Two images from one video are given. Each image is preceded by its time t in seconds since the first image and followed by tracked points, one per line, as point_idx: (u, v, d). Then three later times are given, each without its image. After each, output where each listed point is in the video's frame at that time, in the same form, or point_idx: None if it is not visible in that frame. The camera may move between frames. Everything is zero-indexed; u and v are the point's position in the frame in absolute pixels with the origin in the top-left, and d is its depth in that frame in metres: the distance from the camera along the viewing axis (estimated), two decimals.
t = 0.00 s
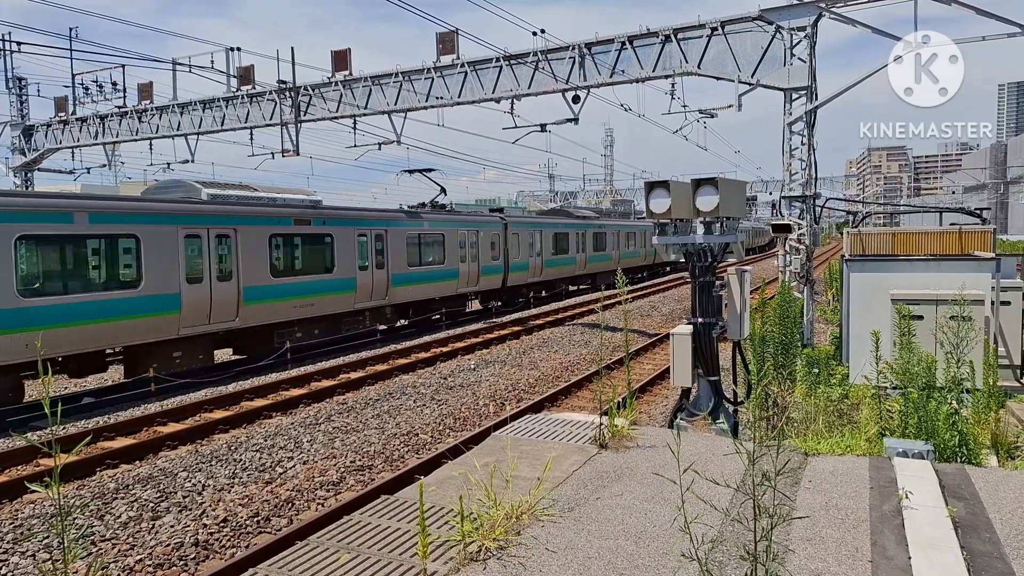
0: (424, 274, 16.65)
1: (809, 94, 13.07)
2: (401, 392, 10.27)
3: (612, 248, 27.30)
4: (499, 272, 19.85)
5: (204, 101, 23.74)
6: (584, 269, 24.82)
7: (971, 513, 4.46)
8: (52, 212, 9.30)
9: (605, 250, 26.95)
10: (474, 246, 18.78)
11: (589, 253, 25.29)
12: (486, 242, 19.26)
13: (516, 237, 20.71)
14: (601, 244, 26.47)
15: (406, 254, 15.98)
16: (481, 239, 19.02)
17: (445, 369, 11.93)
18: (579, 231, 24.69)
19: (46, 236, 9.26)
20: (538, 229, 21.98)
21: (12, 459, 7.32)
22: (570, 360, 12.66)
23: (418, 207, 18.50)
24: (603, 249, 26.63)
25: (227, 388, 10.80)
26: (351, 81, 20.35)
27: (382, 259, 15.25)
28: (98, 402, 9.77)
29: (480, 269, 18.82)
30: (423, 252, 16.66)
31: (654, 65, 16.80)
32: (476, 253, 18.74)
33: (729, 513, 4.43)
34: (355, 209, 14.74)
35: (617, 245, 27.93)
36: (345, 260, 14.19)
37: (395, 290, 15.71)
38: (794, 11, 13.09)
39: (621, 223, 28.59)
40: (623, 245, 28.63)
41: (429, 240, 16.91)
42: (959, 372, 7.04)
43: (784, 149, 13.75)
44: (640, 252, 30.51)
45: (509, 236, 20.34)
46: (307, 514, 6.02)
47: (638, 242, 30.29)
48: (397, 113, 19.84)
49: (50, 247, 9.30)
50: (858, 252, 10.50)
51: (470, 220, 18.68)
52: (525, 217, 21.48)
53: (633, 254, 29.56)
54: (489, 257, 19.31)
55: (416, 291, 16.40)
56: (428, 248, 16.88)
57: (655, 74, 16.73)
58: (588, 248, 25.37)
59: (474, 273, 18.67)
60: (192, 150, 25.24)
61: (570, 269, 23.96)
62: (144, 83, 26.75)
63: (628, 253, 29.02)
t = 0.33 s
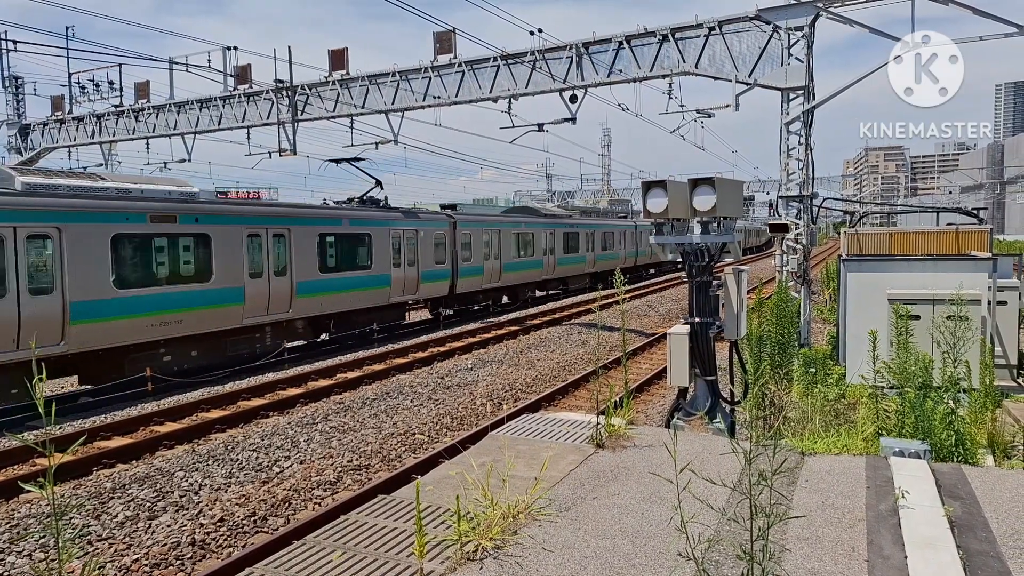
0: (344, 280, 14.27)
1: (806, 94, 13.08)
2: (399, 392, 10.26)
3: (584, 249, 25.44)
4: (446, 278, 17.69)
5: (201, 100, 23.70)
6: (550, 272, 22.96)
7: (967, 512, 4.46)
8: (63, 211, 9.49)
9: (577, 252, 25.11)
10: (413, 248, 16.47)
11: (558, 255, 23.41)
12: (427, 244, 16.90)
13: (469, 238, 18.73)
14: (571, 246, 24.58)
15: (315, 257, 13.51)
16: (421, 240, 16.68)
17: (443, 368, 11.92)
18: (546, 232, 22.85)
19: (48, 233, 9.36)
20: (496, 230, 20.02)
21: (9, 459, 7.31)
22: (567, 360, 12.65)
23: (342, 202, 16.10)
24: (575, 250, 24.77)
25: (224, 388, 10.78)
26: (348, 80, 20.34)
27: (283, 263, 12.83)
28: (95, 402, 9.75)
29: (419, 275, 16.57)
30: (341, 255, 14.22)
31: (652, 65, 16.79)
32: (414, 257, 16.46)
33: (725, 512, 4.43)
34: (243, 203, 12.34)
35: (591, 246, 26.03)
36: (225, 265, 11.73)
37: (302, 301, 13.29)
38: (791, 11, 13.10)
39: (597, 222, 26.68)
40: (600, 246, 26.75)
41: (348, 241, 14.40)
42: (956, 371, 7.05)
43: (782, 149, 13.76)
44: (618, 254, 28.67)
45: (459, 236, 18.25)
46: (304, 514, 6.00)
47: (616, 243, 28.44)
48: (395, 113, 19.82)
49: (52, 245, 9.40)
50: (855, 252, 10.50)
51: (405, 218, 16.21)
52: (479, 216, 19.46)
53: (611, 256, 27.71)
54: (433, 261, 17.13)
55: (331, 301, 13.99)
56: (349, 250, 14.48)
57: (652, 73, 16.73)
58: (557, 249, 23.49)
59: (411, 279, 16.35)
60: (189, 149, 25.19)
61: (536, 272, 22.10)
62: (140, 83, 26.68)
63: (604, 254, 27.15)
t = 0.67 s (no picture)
0: (224, 290, 11.55)
1: (803, 92, 13.09)
2: (397, 392, 10.25)
3: (552, 250, 23.33)
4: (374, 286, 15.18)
5: (198, 99, 23.67)
6: (510, 276, 20.78)
7: (964, 511, 4.46)
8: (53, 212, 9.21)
9: (545, 253, 22.96)
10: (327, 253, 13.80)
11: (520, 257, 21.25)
12: (345, 249, 14.24)
13: (406, 238, 16.42)
14: (538, 246, 22.47)
15: (183, 263, 10.84)
16: (337, 241, 14.00)
17: (440, 368, 11.91)
18: (507, 230, 20.77)
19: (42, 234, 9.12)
20: (444, 231, 17.78)
21: (6, 460, 7.30)
22: (565, 359, 12.65)
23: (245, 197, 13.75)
24: (541, 251, 22.64)
25: (222, 388, 10.76)
26: (345, 80, 20.33)
27: (130, 271, 10.10)
28: (91, 403, 9.72)
29: (334, 284, 13.87)
30: (233, 259, 11.72)
31: (649, 63, 16.79)
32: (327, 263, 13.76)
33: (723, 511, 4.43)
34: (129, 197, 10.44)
35: (560, 247, 23.89)
36: (43, 273, 9.09)
37: (161, 318, 10.58)
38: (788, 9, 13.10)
39: (568, 220, 24.52)
40: (571, 247, 24.63)
41: (235, 242, 11.77)
42: (953, 370, 7.05)
43: (779, 148, 13.78)
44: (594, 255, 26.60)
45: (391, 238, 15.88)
46: (301, 514, 5.99)
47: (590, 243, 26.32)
48: (392, 112, 19.80)
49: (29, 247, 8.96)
50: (852, 251, 10.51)
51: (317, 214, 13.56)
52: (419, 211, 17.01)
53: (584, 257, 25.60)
54: (356, 268, 14.57)
55: (207, 316, 11.32)
56: (239, 254, 11.85)
57: (650, 72, 16.72)
58: (518, 249, 21.33)
59: (325, 288, 13.67)
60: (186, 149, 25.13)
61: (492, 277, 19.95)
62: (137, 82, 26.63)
63: (576, 256, 24.98)
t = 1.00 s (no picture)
0: (55, 305, 9.36)
1: (802, 90, 13.08)
2: (395, 390, 10.25)
3: (517, 251, 20.99)
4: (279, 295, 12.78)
5: (194, 98, 23.65)
6: (462, 281, 18.35)
7: (962, 508, 4.47)
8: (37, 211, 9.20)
9: (507, 255, 20.59)
10: (204, 256, 11.44)
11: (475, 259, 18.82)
12: (230, 251, 11.85)
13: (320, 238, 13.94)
14: (499, 247, 20.08)
15: None
16: (218, 242, 11.64)
17: (439, 366, 11.91)
18: (459, 229, 18.33)
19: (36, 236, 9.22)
20: (372, 228, 15.27)
21: (4, 459, 7.30)
22: (564, 357, 12.67)
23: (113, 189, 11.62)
24: (503, 253, 20.25)
25: (220, 386, 10.77)
26: (343, 77, 20.32)
27: None
28: (90, 401, 9.72)
29: (211, 294, 11.44)
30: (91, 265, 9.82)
31: (648, 61, 16.78)
32: (204, 269, 11.39)
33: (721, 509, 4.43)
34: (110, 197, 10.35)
35: (527, 246, 21.59)
36: None
37: None
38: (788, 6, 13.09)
39: (535, 218, 22.19)
40: (539, 247, 22.31)
41: (60, 245, 9.47)
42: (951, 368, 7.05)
43: (777, 146, 13.78)
44: (566, 257, 24.31)
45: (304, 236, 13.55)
46: (300, 513, 5.99)
47: (562, 243, 24.01)
48: (390, 110, 19.78)
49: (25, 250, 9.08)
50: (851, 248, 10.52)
51: (44, 207, 9.31)
52: (343, 206, 14.59)
53: (554, 258, 23.29)
54: (248, 274, 12.15)
55: (36, 336, 9.18)
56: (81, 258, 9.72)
57: (648, 70, 16.71)
58: (472, 251, 18.90)
59: (200, 299, 11.31)
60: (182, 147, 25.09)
61: (442, 282, 17.61)
62: (134, 80, 26.59)
63: (544, 257, 22.70)
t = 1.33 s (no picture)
0: None
1: (801, 85, 13.07)
2: (394, 386, 10.25)
3: (470, 251, 18.76)
4: (132, 308, 10.27)
5: (192, 94, 23.61)
6: (398, 286, 16.00)
7: (960, 503, 4.48)
8: None
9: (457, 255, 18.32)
10: (13, 259, 9.03)
11: (417, 260, 16.49)
12: (56, 253, 9.43)
13: (196, 236, 11.31)
14: (446, 246, 17.77)
15: None
16: (35, 243, 9.22)
17: (438, 362, 11.90)
18: (394, 226, 15.88)
19: None
20: (272, 225, 12.68)
21: (4, 455, 7.31)
22: (563, 353, 12.67)
23: None
24: (451, 254, 17.96)
25: (219, 383, 10.77)
26: (341, 73, 20.27)
27: None
28: (88, 398, 9.72)
29: (19, 308, 9.00)
30: None
31: (646, 56, 16.76)
32: (11, 274, 8.99)
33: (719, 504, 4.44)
34: None
35: (483, 245, 19.41)
36: None
37: None
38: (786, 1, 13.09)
39: (493, 213, 19.93)
40: (498, 246, 20.10)
41: None
42: (949, 363, 7.06)
43: (776, 141, 13.78)
44: (533, 257, 22.16)
45: (177, 234, 11.00)
46: (300, 508, 6.00)
47: (527, 241, 21.83)
48: (388, 105, 19.75)
49: None
50: (850, 244, 10.54)
51: None
52: (239, 198, 12.15)
53: (518, 258, 21.13)
54: (86, 282, 9.73)
55: None
56: None
57: (647, 65, 16.70)
58: (412, 250, 16.54)
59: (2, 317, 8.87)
60: (180, 143, 25.04)
61: (372, 286, 15.25)
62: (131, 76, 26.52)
63: (505, 257, 20.48)
